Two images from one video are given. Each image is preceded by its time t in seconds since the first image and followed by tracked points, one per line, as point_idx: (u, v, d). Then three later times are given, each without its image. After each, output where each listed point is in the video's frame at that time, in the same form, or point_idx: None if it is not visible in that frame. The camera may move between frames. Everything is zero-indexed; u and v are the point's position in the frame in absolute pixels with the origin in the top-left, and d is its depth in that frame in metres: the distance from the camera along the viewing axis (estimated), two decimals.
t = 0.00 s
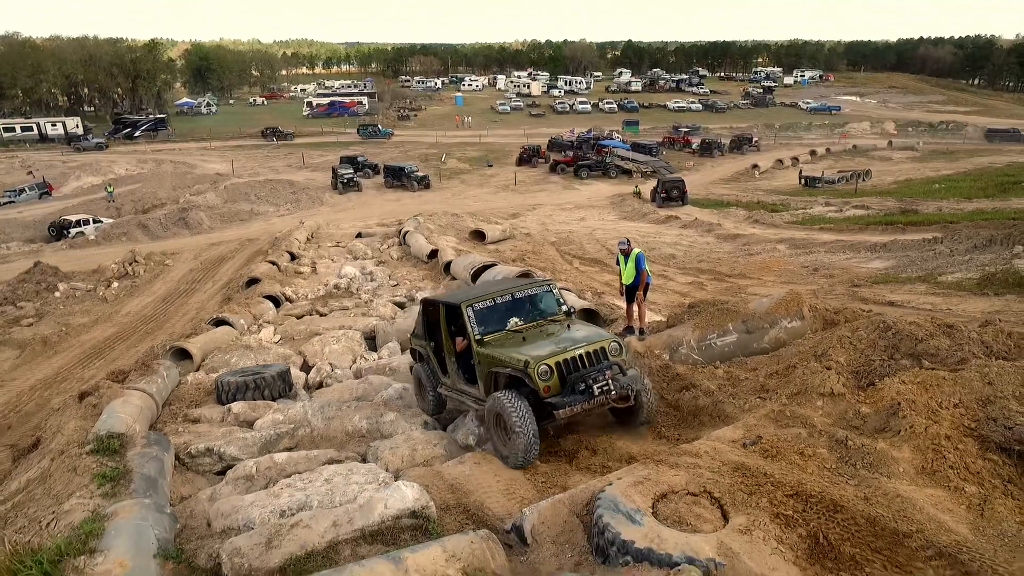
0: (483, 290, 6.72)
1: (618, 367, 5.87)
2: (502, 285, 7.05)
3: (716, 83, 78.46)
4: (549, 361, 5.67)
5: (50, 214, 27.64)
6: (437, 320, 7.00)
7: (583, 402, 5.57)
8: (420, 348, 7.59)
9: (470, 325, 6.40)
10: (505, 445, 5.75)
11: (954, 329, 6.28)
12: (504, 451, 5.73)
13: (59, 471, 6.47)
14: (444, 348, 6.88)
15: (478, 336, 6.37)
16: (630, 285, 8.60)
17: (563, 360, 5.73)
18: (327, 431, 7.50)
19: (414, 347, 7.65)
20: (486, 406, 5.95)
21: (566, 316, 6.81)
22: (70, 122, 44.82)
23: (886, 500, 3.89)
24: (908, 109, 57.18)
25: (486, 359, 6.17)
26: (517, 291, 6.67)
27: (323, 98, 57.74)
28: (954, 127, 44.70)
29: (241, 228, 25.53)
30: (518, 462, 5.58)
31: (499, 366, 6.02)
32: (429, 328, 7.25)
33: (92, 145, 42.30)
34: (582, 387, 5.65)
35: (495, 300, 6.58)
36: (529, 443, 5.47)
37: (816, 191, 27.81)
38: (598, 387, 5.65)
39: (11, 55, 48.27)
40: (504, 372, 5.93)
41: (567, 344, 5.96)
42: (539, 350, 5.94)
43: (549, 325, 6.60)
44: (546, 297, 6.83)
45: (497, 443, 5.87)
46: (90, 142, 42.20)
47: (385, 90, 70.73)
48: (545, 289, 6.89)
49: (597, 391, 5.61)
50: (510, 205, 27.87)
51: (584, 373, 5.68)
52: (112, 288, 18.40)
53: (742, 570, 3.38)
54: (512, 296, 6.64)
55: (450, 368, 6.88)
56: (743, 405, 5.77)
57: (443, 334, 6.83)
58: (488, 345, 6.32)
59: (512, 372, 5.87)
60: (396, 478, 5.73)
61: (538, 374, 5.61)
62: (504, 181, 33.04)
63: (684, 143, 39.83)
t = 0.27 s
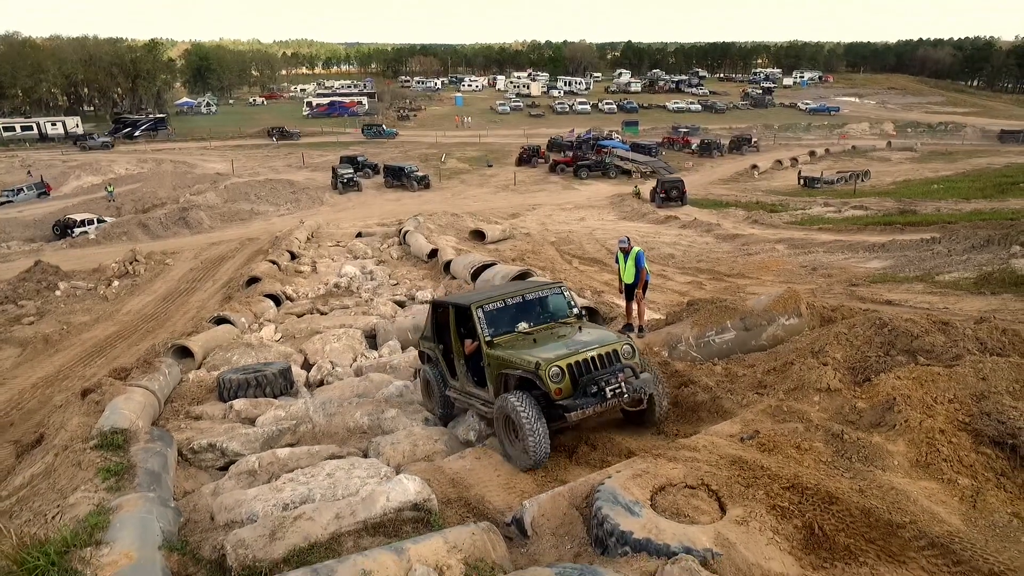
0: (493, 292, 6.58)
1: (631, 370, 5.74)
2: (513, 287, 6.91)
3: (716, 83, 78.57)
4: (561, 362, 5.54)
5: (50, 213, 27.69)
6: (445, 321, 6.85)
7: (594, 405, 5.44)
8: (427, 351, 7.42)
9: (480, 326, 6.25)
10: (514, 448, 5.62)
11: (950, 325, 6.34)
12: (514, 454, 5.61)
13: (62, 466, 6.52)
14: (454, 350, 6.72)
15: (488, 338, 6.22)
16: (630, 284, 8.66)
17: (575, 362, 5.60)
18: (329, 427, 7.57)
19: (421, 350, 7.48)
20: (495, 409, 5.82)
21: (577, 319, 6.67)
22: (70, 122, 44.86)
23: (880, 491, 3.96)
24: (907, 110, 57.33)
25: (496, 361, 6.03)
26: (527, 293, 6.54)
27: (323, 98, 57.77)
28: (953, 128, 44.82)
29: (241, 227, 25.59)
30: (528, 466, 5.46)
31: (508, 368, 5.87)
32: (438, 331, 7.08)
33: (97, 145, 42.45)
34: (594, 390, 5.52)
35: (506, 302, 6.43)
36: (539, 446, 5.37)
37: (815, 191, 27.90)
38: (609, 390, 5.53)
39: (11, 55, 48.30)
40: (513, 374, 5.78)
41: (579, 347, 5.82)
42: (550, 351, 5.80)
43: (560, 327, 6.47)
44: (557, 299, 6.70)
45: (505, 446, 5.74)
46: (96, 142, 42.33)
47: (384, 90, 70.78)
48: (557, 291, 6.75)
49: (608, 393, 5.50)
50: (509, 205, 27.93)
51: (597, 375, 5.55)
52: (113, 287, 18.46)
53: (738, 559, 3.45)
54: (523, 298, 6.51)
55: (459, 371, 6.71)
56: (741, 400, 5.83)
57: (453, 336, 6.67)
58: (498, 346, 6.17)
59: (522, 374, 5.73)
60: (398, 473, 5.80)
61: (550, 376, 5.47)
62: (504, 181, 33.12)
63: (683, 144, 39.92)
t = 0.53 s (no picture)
0: (495, 291, 6.52)
1: (638, 368, 5.64)
2: (514, 286, 6.85)
3: (716, 84, 78.63)
4: (566, 362, 5.44)
5: (50, 213, 27.74)
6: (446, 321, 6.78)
7: (601, 405, 5.34)
8: (428, 352, 7.34)
9: (483, 326, 6.18)
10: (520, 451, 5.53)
11: (945, 324, 6.37)
12: (520, 456, 5.51)
13: (63, 463, 6.56)
14: (456, 351, 6.65)
15: (491, 338, 6.16)
16: (627, 281, 8.71)
17: (581, 361, 5.51)
18: (329, 425, 7.60)
19: (422, 350, 7.40)
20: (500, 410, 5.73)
21: (581, 316, 6.61)
22: (70, 121, 44.89)
23: (874, 487, 3.99)
24: (906, 111, 57.39)
25: (500, 361, 5.94)
26: (530, 291, 6.48)
27: (323, 98, 57.80)
28: (952, 128, 44.87)
29: (241, 227, 25.63)
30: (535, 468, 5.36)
31: (513, 368, 5.78)
32: (439, 330, 7.00)
33: (103, 144, 42.62)
34: (601, 390, 5.41)
35: (508, 300, 6.37)
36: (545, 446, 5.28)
37: (814, 192, 27.94)
38: (616, 389, 5.43)
39: (11, 54, 48.29)
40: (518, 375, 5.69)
41: (584, 345, 5.73)
42: (555, 351, 5.72)
43: (563, 325, 6.40)
44: (559, 297, 6.64)
45: (511, 448, 5.65)
46: (100, 142, 42.53)
47: (384, 90, 70.81)
48: (560, 289, 6.70)
49: (616, 392, 5.39)
50: (509, 205, 27.95)
51: (604, 374, 5.45)
52: (113, 287, 18.50)
53: (733, 552, 3.48)
54: (525, 296, 6.44)
55: (461, 372, 6.63)
56: (738, 398, 5.86)
57: (455, 336, 6.60)
58: (501, 346, 6.10)
59: (527, 374, 5.64)
60: (397, 469, 5.83)
61: (556, 376, 5.38)
62: (504, 181, 33.17)
63: (683, 144, 39.97)
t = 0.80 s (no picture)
0: (490, 293, 6.45)
1: (641, 369, 5.60)
2: (509, 285, 6.79)
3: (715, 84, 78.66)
4: (568, 368, 5.39)
5: (50, 212, 27.75)
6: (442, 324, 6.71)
7: (606, 410, 5.29)
8: (424, 354, 7.28)
9: (480, 330, 6.12)
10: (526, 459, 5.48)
11: (941, 322, 6.37)
12: (525, 464, 5.46)
13: (60, 462, 6.56)
14: (453, 354, 6.60)
15: (489, 343, 6.10)
16: (622, 278, 8.71)
17: (582, 365, 5.46)
18: (326, 424, 7.62)
19: (418, 352, 7.34)
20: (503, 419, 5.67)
21: (578, 313, 6.58)
22: (69, 121, 44.90)
23: (868, 485, 4.01)
24: (906, 111, 57.42)
25: (500, 367, 5.89)
26: (525, 291, 6.42)
27: (323, 97, 57.80)
28: (952, 129, 44.90)
29: (240, 226, 25.65)
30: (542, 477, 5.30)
31: (514, 375, 5.72)
32: (434, 333, 6.94)
33: (108, 143, 43.05)
34: (605, 394, 5.35)
35: (504, 302, 6.31)
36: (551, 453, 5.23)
37: (814, 192, 27.94)
38: (621, 393, 5.37)
39: (11, 54, 48.29)
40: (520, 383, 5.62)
41: (584, 348, 5.68)
42: (554, 355, 5.67)
43: (561, 324, 6.36)
44: (555, 295, 6.60)
45: (515, 456, 5.60)
46: (106, 141, 43.00)
47: (385, 90, 70.82)
48: (555, 286, 6.66)
49: (621, 396, 5.33)
50: (509, 205, 27.95)
51: (608, 378, 5.38)
52: (112, 286, 18.50)
53: (726, 550, 3.49)
54: (521, 297, 6.39)
55: (460, 375, 6.58)
56: (733, 396, 5.88)
57: (451, 339, 6.54)
58: (500, 351, 6.05)
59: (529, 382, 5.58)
60: (393, 468, 5.85)
61: (558, 384, 5.32)
62: (504, 181, 33.18)
63: (682, 144, 39.98)
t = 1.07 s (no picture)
0: (485, 301, 6.17)
1: (646, 385, 5.39)
2: (504, 289, 6.53)
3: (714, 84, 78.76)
4: (572, 390, 5.17)
5: (49, 213, 27.75)
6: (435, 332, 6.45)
7: (612, 431, 5.08)
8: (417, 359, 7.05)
9: (475, 344, 5.87)
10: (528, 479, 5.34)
11: (934, 329, 6.37)
12: (527, 484, 5.32)
13: (54, 467, 6.56)
14: (448, 364, 6.36)
15: (486, 357, 5.84)
16: (618, 282, 8.72)
17: (585, 385, 5.24)
18: (321, 429, 7.62)
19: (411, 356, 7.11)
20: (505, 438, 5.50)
21: (577, 319, 6.37)
22: (68, 121, 44.94)
23: (859, 494, 4.01)
24: (905, 112, 57.49)
25: (499, 384, 5.64)
26: (522, 299, 6.17)
27: (322, 98, 57.84)
28: (950, 130, 44.95)
29: (239, 228, 25.65)
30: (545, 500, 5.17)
31: (514, 395, 5.50)
32: (427, 340, 6.69)
33: (115, 144, 43.40)
34: (610, 415, 5.15)
35: (501, 312, 6.04)
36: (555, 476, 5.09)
37: (812, 193, 27.95)
38: (628, 413, 5.16)
39: (11, 54, 48.32)
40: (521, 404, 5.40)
41: (586, 364, 5.45)
42: (555, 371, 5.44)
43: (560, 332, 6.14)
44: (553, 300, 6.36)
45: (516, 474, 5.46)
46: (113, 142, 43.31)
47: (384, 91, 70.85)
48: (553, 291, 6.41)
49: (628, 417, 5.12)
50: (507, 206, 27.96)
51: (613, 399, 5.16)
52: (110, 288, 18.50)
53: (716, 562, 3.49)
54: (517, 305, 6.13)
55: (456, 385, 6.37)
56: (727, 403, 5.86)
57: (445, 349, 6.29)
58: (497, 365, 5.82)
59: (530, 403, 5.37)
60: (387, 475, 5.83)
61: (561, 407, 5.10)
62: (503, 182, 33.19)
63: (681, 145, 39.99)
